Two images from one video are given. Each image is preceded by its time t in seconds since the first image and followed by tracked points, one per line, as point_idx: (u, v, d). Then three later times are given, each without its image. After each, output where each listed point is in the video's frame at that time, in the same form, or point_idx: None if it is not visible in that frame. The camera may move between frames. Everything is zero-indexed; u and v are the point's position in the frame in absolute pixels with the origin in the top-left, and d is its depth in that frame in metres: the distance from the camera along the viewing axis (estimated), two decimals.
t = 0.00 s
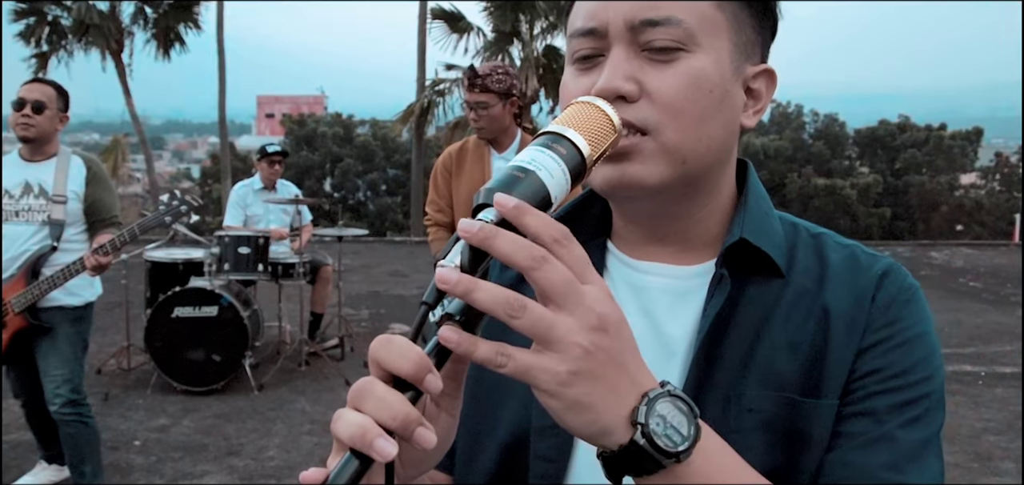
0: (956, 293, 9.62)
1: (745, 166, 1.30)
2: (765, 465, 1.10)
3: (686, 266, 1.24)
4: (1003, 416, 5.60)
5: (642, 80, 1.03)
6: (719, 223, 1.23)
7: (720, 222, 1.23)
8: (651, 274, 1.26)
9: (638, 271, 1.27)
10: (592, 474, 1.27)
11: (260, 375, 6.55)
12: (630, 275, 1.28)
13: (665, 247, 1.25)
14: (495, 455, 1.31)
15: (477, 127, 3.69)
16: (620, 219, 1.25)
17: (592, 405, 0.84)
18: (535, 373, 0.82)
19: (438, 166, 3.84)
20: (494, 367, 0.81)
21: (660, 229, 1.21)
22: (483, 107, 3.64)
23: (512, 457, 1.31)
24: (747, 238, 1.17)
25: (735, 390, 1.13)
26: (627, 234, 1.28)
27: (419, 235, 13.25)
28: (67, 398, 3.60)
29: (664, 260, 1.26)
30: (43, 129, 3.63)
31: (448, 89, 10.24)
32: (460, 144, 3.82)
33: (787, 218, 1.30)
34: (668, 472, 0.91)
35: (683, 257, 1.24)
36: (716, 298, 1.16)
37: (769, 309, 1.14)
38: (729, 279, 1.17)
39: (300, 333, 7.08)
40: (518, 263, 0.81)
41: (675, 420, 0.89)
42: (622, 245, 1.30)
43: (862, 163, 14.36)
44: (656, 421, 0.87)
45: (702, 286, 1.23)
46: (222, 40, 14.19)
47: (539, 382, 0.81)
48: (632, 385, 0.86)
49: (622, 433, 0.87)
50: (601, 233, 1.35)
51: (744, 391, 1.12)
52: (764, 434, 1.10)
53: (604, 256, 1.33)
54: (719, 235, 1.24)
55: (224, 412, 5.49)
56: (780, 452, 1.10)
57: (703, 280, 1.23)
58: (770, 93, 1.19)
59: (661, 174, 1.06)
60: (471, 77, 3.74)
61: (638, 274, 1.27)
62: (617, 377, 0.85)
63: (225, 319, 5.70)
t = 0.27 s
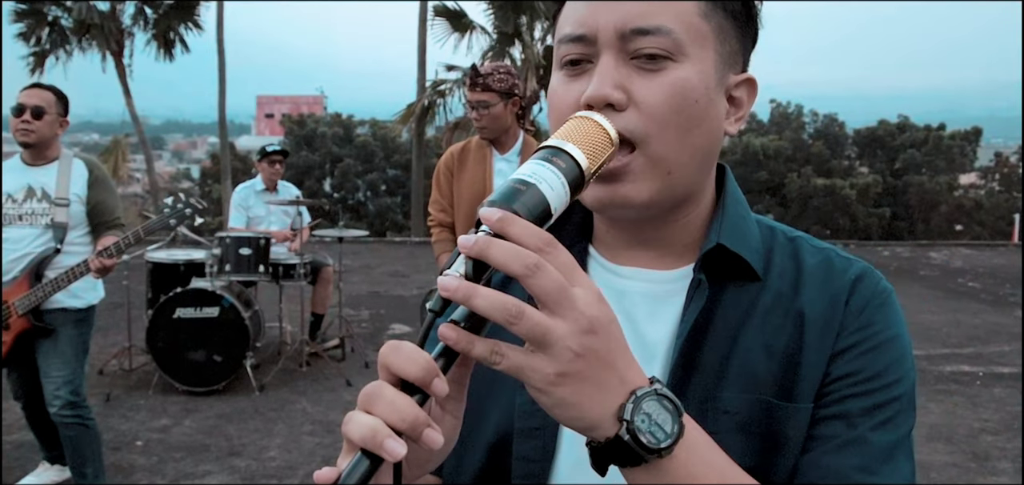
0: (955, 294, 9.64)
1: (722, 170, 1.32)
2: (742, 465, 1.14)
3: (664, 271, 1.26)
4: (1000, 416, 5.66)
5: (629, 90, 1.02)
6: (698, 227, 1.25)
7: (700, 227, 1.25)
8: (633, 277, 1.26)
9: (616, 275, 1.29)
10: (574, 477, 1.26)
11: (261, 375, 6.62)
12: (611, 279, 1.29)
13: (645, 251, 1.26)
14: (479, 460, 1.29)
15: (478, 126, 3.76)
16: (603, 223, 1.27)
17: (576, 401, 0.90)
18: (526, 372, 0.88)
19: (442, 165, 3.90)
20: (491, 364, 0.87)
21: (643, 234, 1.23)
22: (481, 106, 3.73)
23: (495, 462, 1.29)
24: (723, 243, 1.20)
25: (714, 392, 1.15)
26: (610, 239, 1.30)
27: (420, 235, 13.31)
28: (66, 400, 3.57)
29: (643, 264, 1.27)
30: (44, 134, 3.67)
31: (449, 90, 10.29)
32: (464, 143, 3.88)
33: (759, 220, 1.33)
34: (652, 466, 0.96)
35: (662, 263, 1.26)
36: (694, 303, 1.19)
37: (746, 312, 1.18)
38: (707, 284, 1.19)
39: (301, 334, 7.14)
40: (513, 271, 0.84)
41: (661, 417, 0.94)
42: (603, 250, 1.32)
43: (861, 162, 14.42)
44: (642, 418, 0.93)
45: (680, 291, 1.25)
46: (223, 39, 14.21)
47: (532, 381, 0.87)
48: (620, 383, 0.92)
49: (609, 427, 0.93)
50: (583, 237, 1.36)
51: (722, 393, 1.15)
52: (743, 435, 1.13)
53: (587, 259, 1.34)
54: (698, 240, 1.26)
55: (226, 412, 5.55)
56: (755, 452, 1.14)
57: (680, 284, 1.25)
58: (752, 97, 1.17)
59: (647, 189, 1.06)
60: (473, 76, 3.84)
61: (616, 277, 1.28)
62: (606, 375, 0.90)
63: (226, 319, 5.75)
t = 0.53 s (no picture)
0: (954, 295, 9.66)
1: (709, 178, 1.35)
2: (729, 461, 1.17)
3: (650, 276, 1.29)
4: (997, 416, 5.71)
5: (624, 108, 1.01)
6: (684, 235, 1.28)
7: (685, 234, 1.28)
8: (625, 283, 1.30)
9: (605, 280, 1.32)
10: (569, 475, 1.28)
11: (262, 375, 6.67)
12: (602, 284, 1.31)
13: (634, 259, 1.30)
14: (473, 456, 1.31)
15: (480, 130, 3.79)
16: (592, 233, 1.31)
17: (572, 403, 0.92)
18: (521, 374, 0.89)
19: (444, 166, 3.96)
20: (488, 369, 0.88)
21: (633, 244, 1.26)
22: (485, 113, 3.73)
23: (491, 458, 1.31)
24: (709, 248, 1.24)
25: (703, 390, 1.19)
26: (598, 246, 1.33)
27: (419, 234, 13.34)
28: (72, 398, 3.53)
29: (632, 270, 1.31)
30: (47, 133, 3.63)
31: (449, 90, 10.31)
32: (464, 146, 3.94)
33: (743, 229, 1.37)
34: (644, 463, 0.98)
35: (650, 268, 1.30)
36: (679, 305, 1.24)
37: (732, 314, 1.22)
38: (693, 287, 1.24)
39: (301, 334, 7.19)
40: (502, 283, 0.85)
41: (653, 416, 0.96)
42: (591, 256, 1.35)
43: (860, 163, 14.47)
44: (635, 418, 0.94)
45: (666, 294, 1.28)
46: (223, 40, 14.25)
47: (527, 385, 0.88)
48: (611, 383, 0.93)
49: (602, 426, 0.95)
50: (574, 242, 1.38)
51: (710, 391, 1.18)
52: (731, 431, 1.17)
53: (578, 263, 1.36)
54: (684, 248, 1.29)
55: (226, 412, 5.60)
56: (742, 448, 1.17)
57: (666, 289, 1.28)
58: (737, 113, 1.18)
59: (640, 205, 1.06)
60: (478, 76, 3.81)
61: (604, 283, 1.31)
62: (598, 379, 0.92)
63: (226, 320, 5.80)
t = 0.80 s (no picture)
0: (951, 294, 9.71)
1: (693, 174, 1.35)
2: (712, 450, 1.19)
3: (636, 270, 1.30)
4: (995, 415, 5.76)
5: (621, 114, 1.04)
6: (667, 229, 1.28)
7: (668, 229, 1.28)
8: (613, 278, 1.30)
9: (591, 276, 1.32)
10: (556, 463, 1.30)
11: (262, 374, 6.73)
12: (589, 280, 1.32)
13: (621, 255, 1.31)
14: (463, 448, 1.31)
15: (489, 132, 3.85)
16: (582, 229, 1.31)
17: (570, 399, 0.93)
18: (519, 373, 0.90)
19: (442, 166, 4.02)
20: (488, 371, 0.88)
21: (622, 241, 1.27)
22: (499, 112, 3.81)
23: (479, 448, 1.32)
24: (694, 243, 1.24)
25: (687, 382, 1.20)
26: (586, 243, 1.33)
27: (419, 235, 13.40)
28: (72, 398, 3.58)
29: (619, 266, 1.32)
30: (48, 141, 3.65)
31: (448, 90, 10.35)
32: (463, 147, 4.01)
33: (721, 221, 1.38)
34: (642, 453, 0.99)
35: (637, 263, 1.30)
36: (663, 300, 1.24)
37: (715, 307, 1.23)
38: (677, 281, 1.25)
39: (301, 334, 7.25)
40: (499, 284, 0.87)
41: (648, 408, 0.97)
42: (579, 251, 1.34)
43: (858, 163, 14.52)
44: (631, 410, 0.95)
45: (649, 288, 1.29)
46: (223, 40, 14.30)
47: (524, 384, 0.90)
48: (608, 377, 0.95)
49: (600, 418, 0.96)
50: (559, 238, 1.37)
51: (695, 383, 1.20)
52: (715, 421, 1.19)
53: (564, 259, 1.36)
54: (669, 245, 1.30)
55: (227, 411, 5.65)
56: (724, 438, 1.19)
57: (650, 285, 1.29)
58: (726, 121, 1.21)
59: (634, 204, 1.08)
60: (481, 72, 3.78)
61: (592, 278, 1.32)
62: (592, 376, 0.93)
63: (227, 319, 5.86)
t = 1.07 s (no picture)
0: (950, 293, 9.75)
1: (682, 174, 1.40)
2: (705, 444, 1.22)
3: (629, 268, 1.35)
4: (992, 414, 5.81)
5: (609, 112, 1.08)
6: (658, 228, 1.34)
7: (659, 229, 1.33)
8: (606, 276, 1.35)
9: (586, 274, 1.37)
10: (554, 460, 1.35)
11: (262, 373, 6.77)
12: (582, 278, 1.36)
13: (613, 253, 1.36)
14: (462, 442, 1.35)
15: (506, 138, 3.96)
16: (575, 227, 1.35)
17: (560, 391, 0.96)
18: (513, 366, 0.92)
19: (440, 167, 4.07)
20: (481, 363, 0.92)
21: (614, 235, 1.32)
22: (507, 124, 3.92)
23: (479, 444, 1.36)
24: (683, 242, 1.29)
25: (678, 377, 1.24)
26: (580, 242, 1.38)
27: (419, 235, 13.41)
28: (73, 396, 3.61)
29: (611, 263, 1.36)
30: (48, 133, 3.69)
31: (447, 91, 10.39)
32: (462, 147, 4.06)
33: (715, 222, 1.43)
34: (629, 443, 1.01)
35: (629, 260, 1.35)
36: (654, 295, 1.29)
37: (704, 304, 1.27)
38: (667, 279, 1.29)
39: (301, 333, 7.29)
40: (493, 279, 0.90)
41: (636, 398, 0.99)
42: (573, 250, 1.39)
43: (858, 163, 14.54)
44: (619, 400, 0.97)
45: (642, 285, 1.34)
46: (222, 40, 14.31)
47: (518, 375, 0.92)
48: (596, 369, 0.97)
49: (589, 409, 0.98)
50: (555, 237, 1.43)
51: (686, 377, 1.24)
52: (705, 415, 1.22)
53: (558, 258, 1.41)
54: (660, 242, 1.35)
55: (227, 410, 5.70)
56: (717, 431, 1.22)
57: (642, 281, 1.34)
58: (714, 116, 1.27)
59: (624, 197, 1.12)
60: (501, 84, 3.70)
61: (586, 276, 1.36)
62: (582, 366, 0.95)
63: (228, 319, 5.92)
